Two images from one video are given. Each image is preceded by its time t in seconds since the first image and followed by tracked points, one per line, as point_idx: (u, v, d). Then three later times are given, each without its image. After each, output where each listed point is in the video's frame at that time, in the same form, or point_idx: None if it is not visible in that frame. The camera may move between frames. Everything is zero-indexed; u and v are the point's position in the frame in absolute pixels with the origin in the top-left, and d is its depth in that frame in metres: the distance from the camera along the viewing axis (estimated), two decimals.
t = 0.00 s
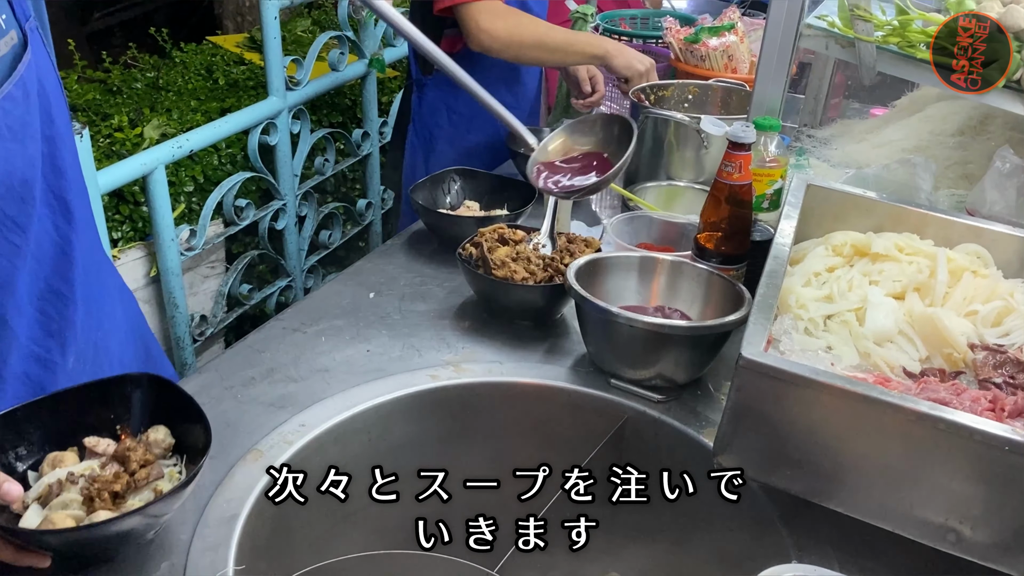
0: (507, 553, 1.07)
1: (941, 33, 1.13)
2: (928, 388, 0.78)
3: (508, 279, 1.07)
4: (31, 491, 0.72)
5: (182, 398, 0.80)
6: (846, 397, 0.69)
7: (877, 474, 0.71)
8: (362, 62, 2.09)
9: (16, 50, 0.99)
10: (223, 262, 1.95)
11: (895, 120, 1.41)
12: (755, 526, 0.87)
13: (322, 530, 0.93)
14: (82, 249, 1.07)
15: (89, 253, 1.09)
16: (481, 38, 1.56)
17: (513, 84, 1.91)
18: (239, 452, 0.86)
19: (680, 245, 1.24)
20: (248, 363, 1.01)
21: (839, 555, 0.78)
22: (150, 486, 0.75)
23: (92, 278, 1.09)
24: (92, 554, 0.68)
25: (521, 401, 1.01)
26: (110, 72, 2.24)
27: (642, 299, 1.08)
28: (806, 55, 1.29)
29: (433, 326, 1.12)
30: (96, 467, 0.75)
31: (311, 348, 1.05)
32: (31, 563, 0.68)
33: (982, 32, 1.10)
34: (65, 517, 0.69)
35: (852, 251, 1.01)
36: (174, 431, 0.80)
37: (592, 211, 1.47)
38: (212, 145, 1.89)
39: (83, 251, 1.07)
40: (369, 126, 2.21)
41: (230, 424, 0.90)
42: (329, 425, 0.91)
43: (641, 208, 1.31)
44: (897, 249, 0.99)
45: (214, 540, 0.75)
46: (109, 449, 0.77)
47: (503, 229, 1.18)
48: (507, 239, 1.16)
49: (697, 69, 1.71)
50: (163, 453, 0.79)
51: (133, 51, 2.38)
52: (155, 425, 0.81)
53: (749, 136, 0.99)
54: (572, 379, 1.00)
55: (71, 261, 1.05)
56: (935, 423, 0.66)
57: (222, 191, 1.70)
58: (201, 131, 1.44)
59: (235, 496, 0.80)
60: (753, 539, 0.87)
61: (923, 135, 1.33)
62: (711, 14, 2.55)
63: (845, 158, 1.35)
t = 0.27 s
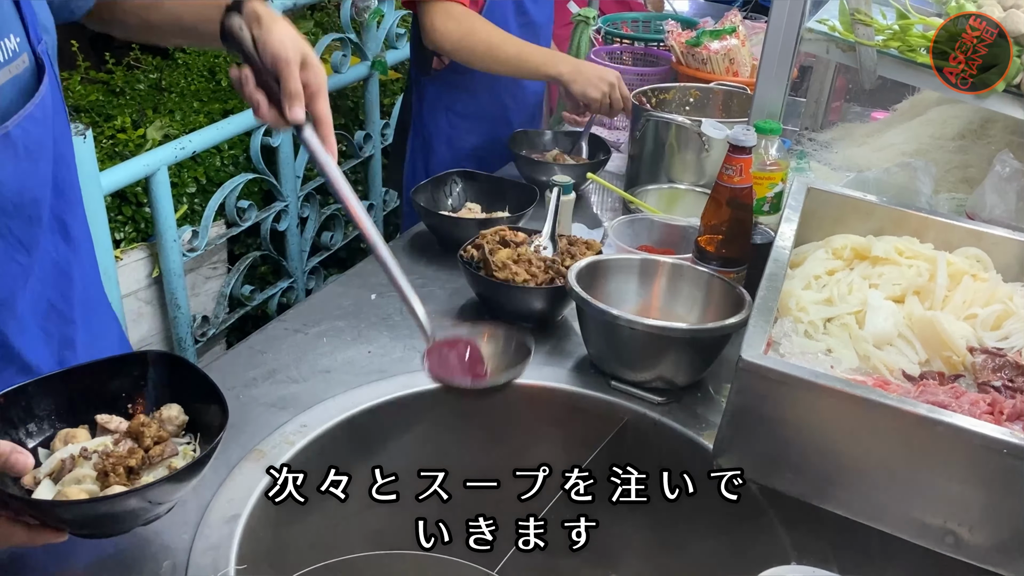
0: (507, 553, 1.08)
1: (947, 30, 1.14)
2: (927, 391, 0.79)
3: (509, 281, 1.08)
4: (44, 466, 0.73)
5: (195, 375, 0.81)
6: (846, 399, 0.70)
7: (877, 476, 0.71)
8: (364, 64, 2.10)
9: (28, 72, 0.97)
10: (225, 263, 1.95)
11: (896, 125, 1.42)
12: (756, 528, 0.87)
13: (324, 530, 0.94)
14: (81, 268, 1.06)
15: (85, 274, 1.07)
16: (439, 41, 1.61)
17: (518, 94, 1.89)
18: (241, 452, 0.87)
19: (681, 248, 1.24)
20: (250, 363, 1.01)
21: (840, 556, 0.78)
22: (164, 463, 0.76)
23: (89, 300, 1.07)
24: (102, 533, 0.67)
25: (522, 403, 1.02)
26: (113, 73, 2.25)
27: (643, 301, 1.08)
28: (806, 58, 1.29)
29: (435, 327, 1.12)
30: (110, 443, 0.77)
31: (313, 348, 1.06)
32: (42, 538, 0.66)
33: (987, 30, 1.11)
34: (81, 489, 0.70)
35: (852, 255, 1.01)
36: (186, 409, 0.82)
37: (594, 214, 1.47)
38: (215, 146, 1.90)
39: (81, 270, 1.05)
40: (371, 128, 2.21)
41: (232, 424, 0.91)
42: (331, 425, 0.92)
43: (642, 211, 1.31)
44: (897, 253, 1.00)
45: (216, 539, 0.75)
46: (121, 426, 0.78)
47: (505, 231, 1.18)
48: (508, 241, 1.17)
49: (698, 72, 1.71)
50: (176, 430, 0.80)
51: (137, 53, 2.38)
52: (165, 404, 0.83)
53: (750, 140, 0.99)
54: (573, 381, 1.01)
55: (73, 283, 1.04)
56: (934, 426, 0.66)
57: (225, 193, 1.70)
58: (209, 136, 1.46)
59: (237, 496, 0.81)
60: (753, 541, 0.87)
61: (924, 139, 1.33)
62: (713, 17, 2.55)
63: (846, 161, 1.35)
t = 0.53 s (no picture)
0: (507, 554, 1.07)
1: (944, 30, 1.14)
2: (929, 390, 0.79)
3: (512, 280, 1.08)
4: (12, 498, 0.71)
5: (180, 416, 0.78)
6: (849, 398, 0.70)
7: (879, 475, 0.71)
8: (367, 64, 2.10)
9: (56, 102, 0.86)
10: (227, 263, 1.95)
11: (898, 125, 1.42)
12: (757, 527, 0.87)
13: (326, 527, 0.94)
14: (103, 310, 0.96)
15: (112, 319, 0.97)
16: (448, 42, 1.61)
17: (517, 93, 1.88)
18: (243, 450, 0.87)
19: (683, 247, 1.24)
20: (253, 362, 1.01)
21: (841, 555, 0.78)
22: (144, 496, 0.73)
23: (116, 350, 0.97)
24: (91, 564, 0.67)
25: (523, 402, 1.02)
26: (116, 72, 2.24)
27: (644, 301, 1.08)
28: (810, 58, 1.30)
29: (437, 326, 1.12)
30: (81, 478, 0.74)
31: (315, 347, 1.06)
32: (3, 555, 0.63)
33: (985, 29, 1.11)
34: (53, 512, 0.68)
35: (854, 254, 1.01)
36: (166, 447, 0.79)
37: (596, 213, 1.47)
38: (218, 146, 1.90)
39: (107, 311, 0.96)
40: (374, 128, 2.21)
41: (234, 422, 0.91)
42: (333, 424, 0.92)
43: (645, 211, 1.31)
44: (899, 253, 1.00)
45: (218, 536, 0.75)
46: (93, 462, 0.76)
47: (507, 230, 1.18)
48: (511, 240, 1.17)
49: (701, 72, 1.71)
50: (153, 468, 0.77)
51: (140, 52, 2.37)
52: (146, 440, 0.79)
53: (752, 139, 0.99)
54: (575, 380, 1.01)
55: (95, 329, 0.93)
56: (936, 425, 0.66)
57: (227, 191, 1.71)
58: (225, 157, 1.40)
59: (239, 493, 0.81)
60: (753, 540, 0.88)
61: (926, 140, 1.33)
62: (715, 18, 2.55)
63: (848, 161, 1.35)
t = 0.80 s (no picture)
0: (508, 553, 1.07)
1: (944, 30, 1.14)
2: (933, 390, 0.78)
3: (514, 279, 1.07)
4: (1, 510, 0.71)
5: (173, 422, 0.78)
6: (852, 398, 0.69)
7: (882, 475, 0.71)
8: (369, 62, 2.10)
9: (90, 124, 0.90)
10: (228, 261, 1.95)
11: (901, 125, 1.41)
12: (759, 527, 0.87)
13: (326, 526, 0.94)
14: (115, 314, 1.00)
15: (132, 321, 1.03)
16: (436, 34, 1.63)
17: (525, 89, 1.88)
18: (245, 448, 0.87)
19: (686, 247, 1.24)
20: (255, 360, 1.01)
21: (844, 556, 0.78)
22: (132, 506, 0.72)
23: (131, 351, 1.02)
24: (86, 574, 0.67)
25: (525, 401, 1.02)
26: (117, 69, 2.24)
27: (647, 300, 1.08)
28: (812, 59, 1.30)
29: (439, 324, 1.12)
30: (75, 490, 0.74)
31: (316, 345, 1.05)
32: None
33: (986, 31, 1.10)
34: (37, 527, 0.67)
35: (857, 254, 1.01)
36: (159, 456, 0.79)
37: (598, 212, 1.47)
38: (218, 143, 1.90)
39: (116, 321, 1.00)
40: (375, 127, 2.21)
41: (236, 420, 0.91)
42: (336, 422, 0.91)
43: (647, 210, 1.31)
44: (902, 253, 0.99)
45: (219, 535, 0.75)
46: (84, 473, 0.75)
47: (509, 229, 1.18)
48: (513, 239, 1.17)
49: (704, 72, 1.71)
50: (146, 477, 0.77)
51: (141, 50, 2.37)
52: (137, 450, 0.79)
53: (756, 138, 0.99)
54: (577, 379, 1.01)
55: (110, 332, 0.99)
56: (940, 425, 0.66)
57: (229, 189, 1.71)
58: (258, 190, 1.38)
59: (240, 492, 0.81)
60: (755, 540, 0.87)
61: (929, 140, 1.33)
62: (717, 18, 2.54)
63: (851, 162, 1.35)
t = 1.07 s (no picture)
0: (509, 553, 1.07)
1: (945, 31, 1.13)
2: (935, 390, 0.79)
3: (516, 278, 1.08)
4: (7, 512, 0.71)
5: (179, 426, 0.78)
6: (855, 398, 0.69)
7: (884, 475, 0.71)
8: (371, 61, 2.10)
9: (106, 132, 0.90)
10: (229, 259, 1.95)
11: (903, 126, 1.41)
12: (761, 527, 0.87)
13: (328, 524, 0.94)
14: (127, 321, 1.01)
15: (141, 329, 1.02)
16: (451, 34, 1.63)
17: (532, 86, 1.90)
18: (247, 446, 0.87)
19: (688, 247, 1.24)
20: (258, 357, 1.01)
21: (845, 555, 0.78)
22: (136, 523, 0.73)
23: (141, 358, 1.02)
24: None
25: (526, 400, 1.02)
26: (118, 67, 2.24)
27: (649, 300, 1.08)
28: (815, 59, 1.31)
29: (440, 324, 1.12)
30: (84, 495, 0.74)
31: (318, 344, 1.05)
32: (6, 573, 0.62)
33: (988, 38, 1.10)
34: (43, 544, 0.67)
35: (860, 254, 1.01)
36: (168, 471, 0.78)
37: (600, 212, 1.47)
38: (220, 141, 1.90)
39: (125, 329, 1.00)
40: (377, 126, 2.22)
41: (239, 418, 0.91)
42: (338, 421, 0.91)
43: (649, 210, 1.31)
44: (905, 253, 0.99)
45: (223, 533, 0.75)
46: (91, 479, 0.75)
47: (512, 228, 1.18)
48: (515, 238, 1.17)
49: (706, 72, 1.71)
50: (151, 491, 0.77)
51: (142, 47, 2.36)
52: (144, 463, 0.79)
53: (758, 138, 0.99)
54: (579, 378, 1.01)
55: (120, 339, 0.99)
56: (943, 425, 0.66)
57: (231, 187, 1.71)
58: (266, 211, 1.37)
59: (243, 490, 0.81)
60: (756, 539, 0.87)
61: (931, 140, 1.33)
62: (718, 18, 2.54)
63: (853, 162, 1.35)
